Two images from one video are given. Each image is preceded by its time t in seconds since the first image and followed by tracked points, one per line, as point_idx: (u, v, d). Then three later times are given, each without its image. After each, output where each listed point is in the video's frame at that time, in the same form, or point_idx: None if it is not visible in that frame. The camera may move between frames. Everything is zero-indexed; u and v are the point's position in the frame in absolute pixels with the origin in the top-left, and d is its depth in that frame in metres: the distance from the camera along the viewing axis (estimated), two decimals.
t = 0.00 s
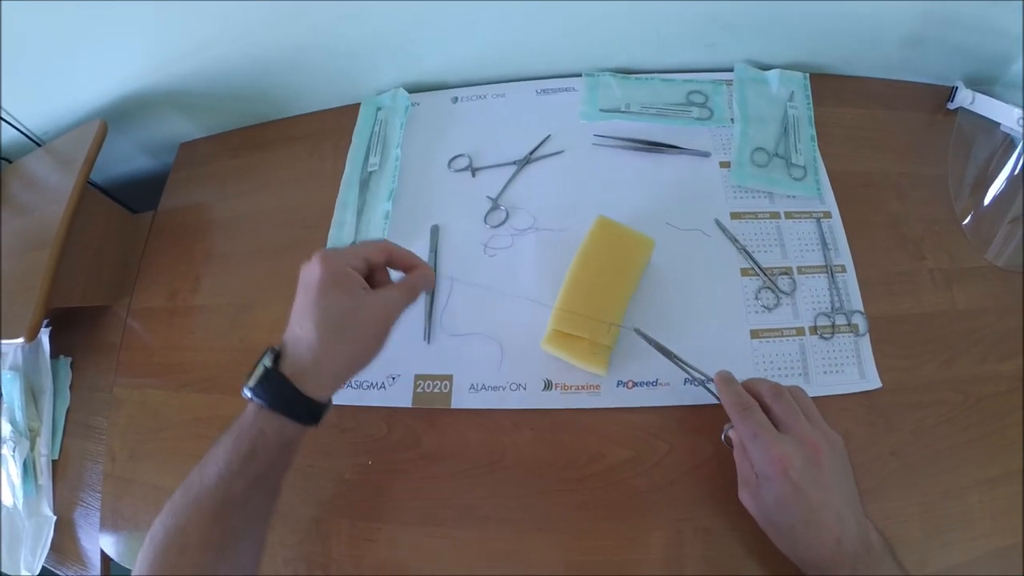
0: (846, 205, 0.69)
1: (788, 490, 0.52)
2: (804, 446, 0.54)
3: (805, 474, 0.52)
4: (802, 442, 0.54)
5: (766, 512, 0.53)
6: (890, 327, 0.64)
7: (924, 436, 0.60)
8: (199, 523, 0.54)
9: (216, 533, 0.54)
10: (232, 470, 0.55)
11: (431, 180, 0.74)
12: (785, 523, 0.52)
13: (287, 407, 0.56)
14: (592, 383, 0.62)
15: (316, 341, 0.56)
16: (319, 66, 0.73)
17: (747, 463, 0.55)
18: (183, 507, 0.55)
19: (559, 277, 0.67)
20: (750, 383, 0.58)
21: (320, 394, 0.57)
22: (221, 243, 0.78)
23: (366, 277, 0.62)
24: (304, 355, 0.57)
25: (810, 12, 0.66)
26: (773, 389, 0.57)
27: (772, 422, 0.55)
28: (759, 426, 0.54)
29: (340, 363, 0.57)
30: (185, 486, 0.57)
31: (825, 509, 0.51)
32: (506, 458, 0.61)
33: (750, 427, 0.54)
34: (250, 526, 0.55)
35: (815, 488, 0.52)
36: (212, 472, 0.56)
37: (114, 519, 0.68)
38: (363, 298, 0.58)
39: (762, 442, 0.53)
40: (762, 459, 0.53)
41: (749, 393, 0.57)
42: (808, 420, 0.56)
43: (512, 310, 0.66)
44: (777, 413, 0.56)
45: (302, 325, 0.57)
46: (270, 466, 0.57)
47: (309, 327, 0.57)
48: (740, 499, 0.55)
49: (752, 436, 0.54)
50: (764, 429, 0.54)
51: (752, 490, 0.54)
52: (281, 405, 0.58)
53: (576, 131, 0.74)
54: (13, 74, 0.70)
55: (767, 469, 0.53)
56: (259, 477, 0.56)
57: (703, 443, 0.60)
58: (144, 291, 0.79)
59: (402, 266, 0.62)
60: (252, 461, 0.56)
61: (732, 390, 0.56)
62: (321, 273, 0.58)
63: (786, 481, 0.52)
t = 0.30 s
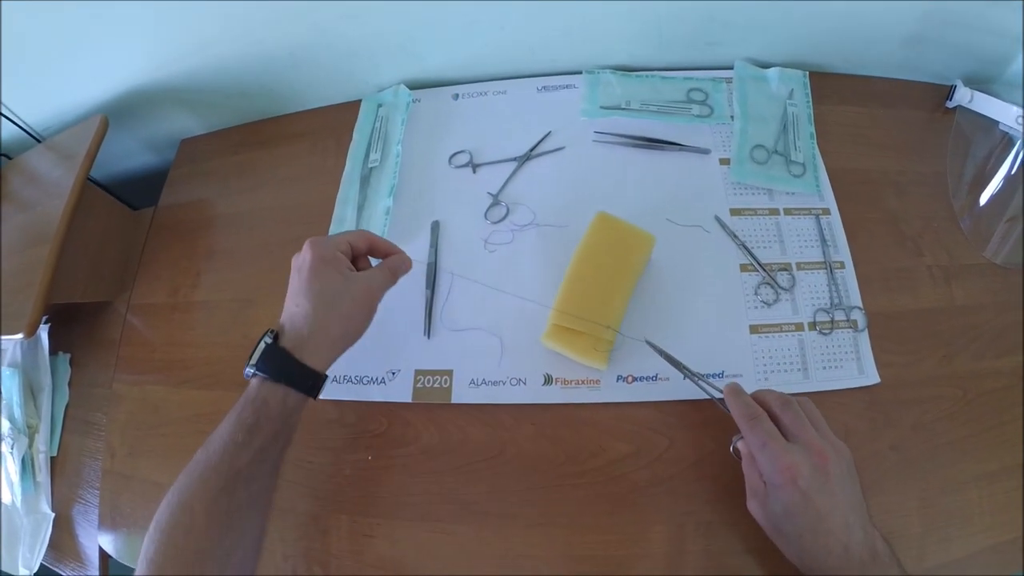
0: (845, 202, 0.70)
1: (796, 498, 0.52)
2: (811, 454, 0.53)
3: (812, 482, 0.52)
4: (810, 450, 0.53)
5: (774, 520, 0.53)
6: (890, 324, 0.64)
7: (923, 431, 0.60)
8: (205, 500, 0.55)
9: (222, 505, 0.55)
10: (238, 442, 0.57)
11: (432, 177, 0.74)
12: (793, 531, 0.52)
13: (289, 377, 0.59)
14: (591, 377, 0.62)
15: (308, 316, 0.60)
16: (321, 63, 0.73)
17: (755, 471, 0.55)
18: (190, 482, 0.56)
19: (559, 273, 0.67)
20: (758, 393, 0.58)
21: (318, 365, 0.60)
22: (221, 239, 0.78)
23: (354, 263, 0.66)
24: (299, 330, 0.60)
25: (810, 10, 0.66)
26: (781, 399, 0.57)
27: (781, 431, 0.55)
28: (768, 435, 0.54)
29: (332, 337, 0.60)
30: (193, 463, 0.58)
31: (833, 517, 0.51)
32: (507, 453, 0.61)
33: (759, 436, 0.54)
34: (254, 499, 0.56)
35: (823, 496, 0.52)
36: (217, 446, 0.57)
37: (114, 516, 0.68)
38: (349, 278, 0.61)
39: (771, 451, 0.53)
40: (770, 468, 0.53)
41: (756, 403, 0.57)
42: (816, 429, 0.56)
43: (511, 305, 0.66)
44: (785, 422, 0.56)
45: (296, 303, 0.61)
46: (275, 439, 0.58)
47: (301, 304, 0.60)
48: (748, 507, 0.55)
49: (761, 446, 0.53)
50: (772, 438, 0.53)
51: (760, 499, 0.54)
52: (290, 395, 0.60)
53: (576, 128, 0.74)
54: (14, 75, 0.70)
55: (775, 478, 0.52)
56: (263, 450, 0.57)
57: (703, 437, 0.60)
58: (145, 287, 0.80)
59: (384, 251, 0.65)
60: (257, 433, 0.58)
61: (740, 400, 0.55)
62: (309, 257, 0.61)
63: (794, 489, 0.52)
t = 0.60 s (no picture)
0: (843, 202, 0.70)
1: (803, 501, 0.52)
2: (818, 457, 0.53)
3: (820, 485, 0.52)
4: (817, 453, 0.54)
5: (781, 523, 0.53)
6: (887, 323, 0.65)
7: (921, 430, 0.61)
8: (207, 490, 0.55)
9: (225, 492, 0.55)
10: (240, 428, 0.57)
11: (431, 178, 0.75)
12: (801, 534, 0.52)
13: (290, 365, 0.59)
14: (591, 378, 0.62)
15: (307, 304, 0.61)
16: (320, 65, 0.74)
17: (762, 475, 0.55)
18: (193, 467, 0.56)
19: (559, 274, 0.67)
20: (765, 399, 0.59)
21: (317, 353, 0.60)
22: (221, 240, 0.78)
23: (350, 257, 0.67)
24: (297, 318, 0.61)
25: (806, 12, 0.66)
26: (788, 404, 0.57)
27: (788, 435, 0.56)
28: (775, 438, 0.54)
29: (331, 326, 0.61)
30: (195, 450, 0.58)
31: (840, 520, 0.51)
32: (506, 453, 0.61)
33: (766, 439, 0.54)
34: (256, 486, 0.56)
35: (830, 499, 0.52)
36: (220, 431, 0.57)
37: (113, 517, 0.68)
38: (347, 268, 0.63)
39: (778, 454, 0.53)
40: (777, 470, 0.53)
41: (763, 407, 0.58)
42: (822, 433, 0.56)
43: (510, 306, 0.66)
44: (792, 426, 0.56)
45: (296, 292, 0.62)
46: (276, 426, 0.59)
47: (301, 292, 0.62)
48: (755, 510, 0.55)
49: (768, 449, 0.54)
50: (779, 441, 0.54)
51: (767, 502, 0.54)
52: (293, 389, 0.60)
53: (575, 129, 0.74)
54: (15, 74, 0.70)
55: (783, 481, 0.53)
56: (265, 436, 0.58)
57: (702, 437, 0.60)
58: (144, 288, 0.80)
59: (378, 245, 0.67)
60: (259, 419, 0.58)
61: (746, 403, 0.56)
62: (309, 248, 0.63)
63: (801, 491, 0.52)
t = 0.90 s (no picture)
0: (843, 204, 0.70)
1: (811, 505, 0.52)
2: (824, 460, 0.54)
3: (827, 488, 0.52)
4: (823, 457, 0.54)
5: (788, 528, 0.53)
6: (887, 325, 0.65)
7: (921, 432, 0.60)
8: (211, 486, 0.55)
9: (229, 489, 0.55)
10: (245, 424, 0.57)
11: (431, 180, 0.74)
12: (808, 538, 0.52)
13: (293, 363, 0.60)
14: (591, 380, 0.62)
15: (310, 304, 0.61)
16: (320, 67, 0.74)
17: (768, 480, 0.55)
18: (197, 464, 0.56)
19: (559, 277, 0.67)
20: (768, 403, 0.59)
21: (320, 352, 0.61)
22: (220, 242, 0.78)
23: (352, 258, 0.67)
24: (300, 317, 0.61)
25: (807, 13, 0.66)
26: (793, 408, 0.58)
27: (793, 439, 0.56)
28: (781, 442, 0.54)
29: (334, 325, 0.62)
30: (198, 447, 0.58)
31: (847, 523, 0.51)
32: (505, 455, 0.61)
33: (772, 443, 0.54)
34: (261, 483, 0.57)
35: (837, 503, 0.52)
36: (224, 428, 0.58)
37: (113, 519, 0.68)
38: (349, 269, 0.63)
39: (784, 458, 0.53)
40: (784, 475, 0.53)
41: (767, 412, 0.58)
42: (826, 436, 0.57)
43: (510, 309, 0.66)
44: (797, 430, 0.56)
45: (298, 292, 0.62)
46: (280, 423, 0.59)
47: (304, 292, 0.62)
48: (761, 516, 0.55)
49: (774, 453, 0.54)
50: (785, 445, 0.54)
51: (774, 507, 0.54)
52: (296, 387, 0.60)
53: (575, 131, 0.74)
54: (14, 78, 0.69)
55: (789, 485, 0.52)
56: (270, 433, 0.58)
57: (702, 439, 0.60)
58: (143, 290, 0.80)
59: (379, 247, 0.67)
60: (265, 416, 0.58)
61: (749, 408, 0.56)
62: (311, 248, 0.63)
63: (808, 495, 0.52)
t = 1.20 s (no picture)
0: (849, 208, 0.70)
1: (825, 503, 0.52)
2: (837, 457, 0.53)
3: (840, 486, 0.52)
4: (835, 454, 0.53)
5: (802, 527, 0.53)
6: (893, 330, 0.64)
7: (926, 437, 0.60)
8: (215, 491, 0.55)
9: (233, 494, 0.55)
10: (249, 429, 0.57)
11: (436, 181, 0.74)
12: (822, 536, 0.52)
13: (297, 368, 0.60)
14: (596, 383, 0.62)
15: (313, 308, 0.61)
16: (325, 66, 0.74)
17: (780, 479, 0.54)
18: (200, 468, 0.56)
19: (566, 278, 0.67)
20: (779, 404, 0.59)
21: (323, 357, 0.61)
22: (225, 240, 0.78)
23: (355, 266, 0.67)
24: (303, 321, 0.61)
25: (816, 16, 0.66)
26: (803, 407, 0.57)
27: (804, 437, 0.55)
28: (793, 441, 0.54)
29: (336, 332, 0.62)
30: (201, 451, 0.58)
31: (861, 520, 0.51)
32: (509, 457, 0.61)
33: (784, 442, 0.54)
34: (263, 488, 0.57)
35: (850, 500, 0.52)
36: (228, 432, 0.57)
37: (115, 517, 0.68)
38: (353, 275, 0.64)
39: (797, 457, 0.53)
40: (798, 474, 0.52)
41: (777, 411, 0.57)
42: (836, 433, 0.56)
43: (515, 310, 0.66)
44: (808, 428, 0.56)
45: (302, 297, 0.62)
46: (283, 429, 0.59)
47: (307, 296, 0.62)
48: (773, 516, 0.55)
49: (787, 452, 0.53)
50: (798, 444, 0.53)
51: (787, 506, 0.54)
52: (301, 391, 0.61)
53: (581, 133, 0.74)
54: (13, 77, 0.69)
55: (802, 484, 0.52)
56: (273, 438, 0.58)
57: (707, 442, 0.60)
58: (147, 288, 0.80)
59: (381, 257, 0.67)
60: (268, 421, 0.58)
61: (759, 408, 0.56)
62: (316, 253, 0.63)
63: (822, 493, 0.52)
